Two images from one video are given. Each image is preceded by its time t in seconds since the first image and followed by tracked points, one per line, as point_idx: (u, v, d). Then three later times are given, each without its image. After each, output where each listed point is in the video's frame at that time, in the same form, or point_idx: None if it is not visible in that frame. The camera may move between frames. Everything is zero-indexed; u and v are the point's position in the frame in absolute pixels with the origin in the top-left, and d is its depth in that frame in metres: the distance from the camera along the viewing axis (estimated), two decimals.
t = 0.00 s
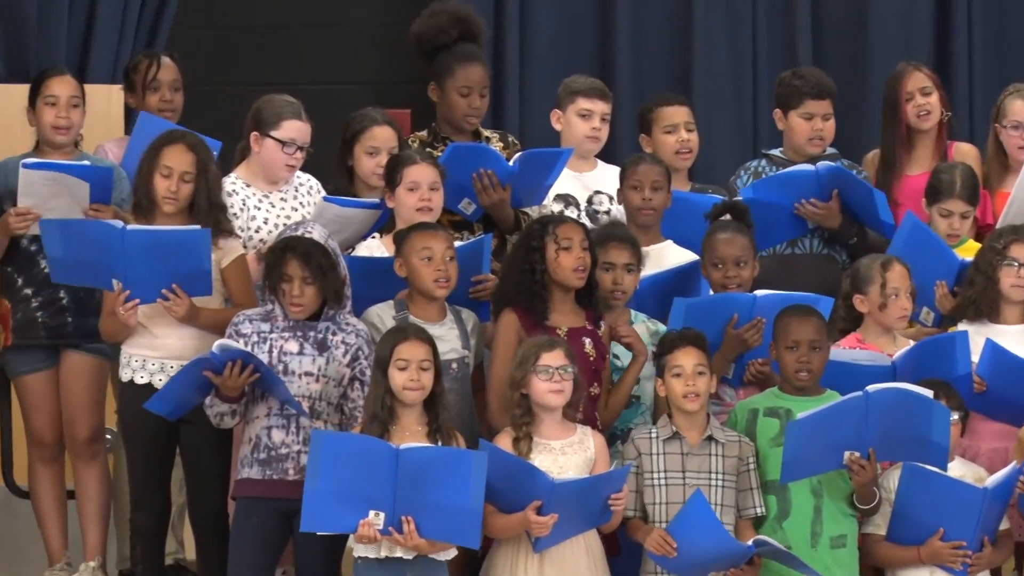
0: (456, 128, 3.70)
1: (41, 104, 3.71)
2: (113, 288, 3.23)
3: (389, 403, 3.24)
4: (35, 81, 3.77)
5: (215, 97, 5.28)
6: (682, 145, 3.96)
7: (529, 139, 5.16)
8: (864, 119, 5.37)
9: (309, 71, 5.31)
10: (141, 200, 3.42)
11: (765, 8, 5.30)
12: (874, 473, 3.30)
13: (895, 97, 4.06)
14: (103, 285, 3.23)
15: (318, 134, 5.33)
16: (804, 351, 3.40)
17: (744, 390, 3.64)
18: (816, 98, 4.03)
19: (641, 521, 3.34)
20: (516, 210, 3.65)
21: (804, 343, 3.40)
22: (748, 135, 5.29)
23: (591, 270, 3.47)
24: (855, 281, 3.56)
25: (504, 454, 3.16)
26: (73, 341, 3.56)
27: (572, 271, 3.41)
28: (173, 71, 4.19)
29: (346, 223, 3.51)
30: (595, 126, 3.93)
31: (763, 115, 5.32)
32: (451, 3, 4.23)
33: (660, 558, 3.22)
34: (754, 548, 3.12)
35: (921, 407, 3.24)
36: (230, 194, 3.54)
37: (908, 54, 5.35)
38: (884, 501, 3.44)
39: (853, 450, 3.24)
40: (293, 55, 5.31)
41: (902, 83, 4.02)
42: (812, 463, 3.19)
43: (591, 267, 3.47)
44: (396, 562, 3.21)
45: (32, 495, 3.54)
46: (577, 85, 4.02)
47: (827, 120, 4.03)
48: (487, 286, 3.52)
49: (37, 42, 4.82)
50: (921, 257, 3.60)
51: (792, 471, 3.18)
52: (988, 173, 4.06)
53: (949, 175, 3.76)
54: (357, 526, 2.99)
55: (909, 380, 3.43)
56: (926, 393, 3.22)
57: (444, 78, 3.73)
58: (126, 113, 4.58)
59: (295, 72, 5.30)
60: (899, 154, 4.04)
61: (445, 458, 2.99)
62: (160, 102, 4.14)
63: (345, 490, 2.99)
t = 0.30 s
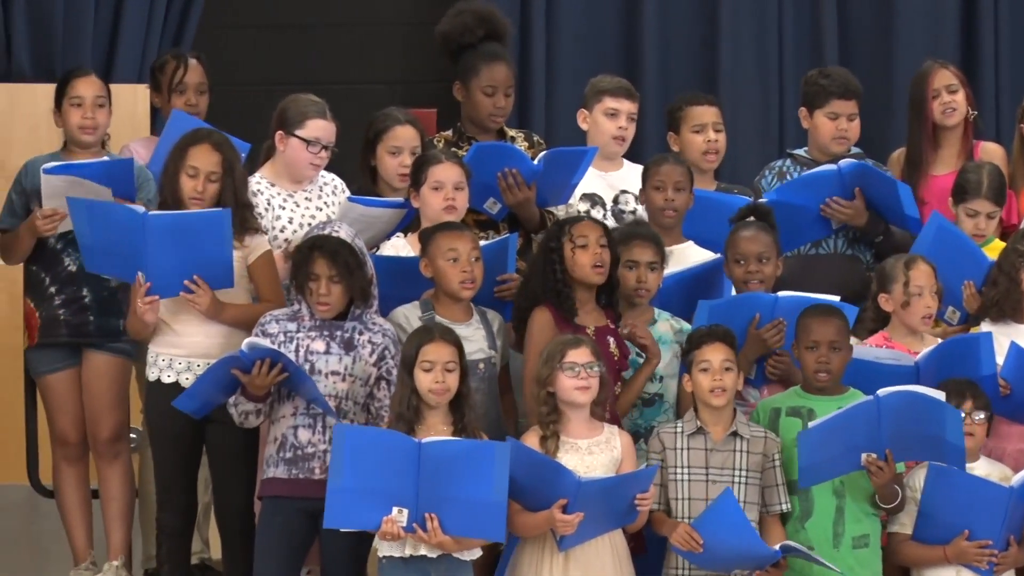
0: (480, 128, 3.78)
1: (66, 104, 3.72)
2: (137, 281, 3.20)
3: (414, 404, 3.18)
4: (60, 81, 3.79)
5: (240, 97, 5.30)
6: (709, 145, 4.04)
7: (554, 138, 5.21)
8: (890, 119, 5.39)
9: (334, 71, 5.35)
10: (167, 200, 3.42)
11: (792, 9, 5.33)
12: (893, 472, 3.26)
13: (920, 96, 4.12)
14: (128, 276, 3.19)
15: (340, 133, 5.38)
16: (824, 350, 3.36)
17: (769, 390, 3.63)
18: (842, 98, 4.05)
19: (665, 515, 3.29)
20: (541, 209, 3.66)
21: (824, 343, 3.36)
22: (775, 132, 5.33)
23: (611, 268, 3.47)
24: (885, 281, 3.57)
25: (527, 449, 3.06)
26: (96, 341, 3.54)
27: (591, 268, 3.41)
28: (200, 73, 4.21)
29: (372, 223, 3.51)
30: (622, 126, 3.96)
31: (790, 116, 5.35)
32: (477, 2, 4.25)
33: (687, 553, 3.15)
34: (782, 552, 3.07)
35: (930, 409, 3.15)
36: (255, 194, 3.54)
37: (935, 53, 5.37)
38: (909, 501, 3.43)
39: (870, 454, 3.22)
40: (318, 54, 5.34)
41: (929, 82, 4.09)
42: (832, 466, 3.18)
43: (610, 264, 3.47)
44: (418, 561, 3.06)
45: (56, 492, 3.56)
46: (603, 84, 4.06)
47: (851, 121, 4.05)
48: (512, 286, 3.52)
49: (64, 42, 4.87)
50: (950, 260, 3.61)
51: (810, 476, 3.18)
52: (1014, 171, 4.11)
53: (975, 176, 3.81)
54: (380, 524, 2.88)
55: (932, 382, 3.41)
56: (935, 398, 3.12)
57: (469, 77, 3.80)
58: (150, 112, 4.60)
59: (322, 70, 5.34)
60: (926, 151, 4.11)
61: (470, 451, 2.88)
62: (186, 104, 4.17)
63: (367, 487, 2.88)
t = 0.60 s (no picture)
0: (498, 129, 3.80)
1: (84, 103, 3.74)
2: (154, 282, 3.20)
3: (432, 405, 3.11)
4: (78, 81, 3.80)
5: (256, 96, 5.32)
6: (728, 145, 4.05)
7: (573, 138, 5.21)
8: (908, 120, 5.40)
9: (350, 71, 5.35)
10: (181, 199, 3.42)
11: (810, 10, 5.35)
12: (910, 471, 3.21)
13: (938, 96, 4.15)
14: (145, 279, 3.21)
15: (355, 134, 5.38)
16: (834, 349, 3.35)
17: (786, 389, 3.61)
18: (857, 124, 4.02)
19: (683, 515, 3.25)
20: (558, 209, 3.67)
21: (835, 342, 3.35)
22: (793, 132, 5.34)
23: (624, 270, 3.45)
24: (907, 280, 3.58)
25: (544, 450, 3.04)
26: (116, 342, 3.54)
27: (601, 273, 3.39)
28: (219, 74, 4.23)
29: (388, 223, 3.51)
30: (638, 126, 3.99)
31: (807, 117, 5.35)
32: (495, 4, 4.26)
33: (698, 555, 3.11)
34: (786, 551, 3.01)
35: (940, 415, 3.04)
36: (272, 194, 3.55)
37: (953, 54, 5.38)
38: (927, 501, 3.40)
39: (883, 453, 3.17)
40: (333, 54, 5.35)
41: (945, 82, 4.12)
42: (849, 465, 3.16)
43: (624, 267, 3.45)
44: (438, 561, 3.04)
45: (74, 492, 3.57)
46: (620, 84, 4.08)
47: (866, 143, 4.05)
48: (530, 285, 3.50)
49: (82, 41, 4.88)
50: (967, 261, 3.62)
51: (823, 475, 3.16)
52: None
53: (989, 175, 3.83)
54: (400, 520, 2.86)
55: (947, 382, 3.40)
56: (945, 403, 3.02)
57: (486, 78, 3.83)
58: (167, 111, 4.61)
59: (338, 71, 5.35)
60: (940, 150, 4.15)
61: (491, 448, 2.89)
62: (206, 105, 4.18)
63: (389, 483, 2.87)
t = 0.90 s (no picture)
0: (510, 129, 3.81)
1: (96, 102, 3.74)
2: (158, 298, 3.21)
3: (444, 406, 3.11)
4: (88, 81, 3.80)
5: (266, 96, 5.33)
6: (739, 146, 4.05)
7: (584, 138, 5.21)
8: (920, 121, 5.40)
9: (359, 71, 5.35)
10: (190, 204, 3.38)
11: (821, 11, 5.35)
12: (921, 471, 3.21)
13: (951, 96, 4.16)
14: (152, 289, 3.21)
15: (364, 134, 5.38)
16: (840, 349, 3.35)
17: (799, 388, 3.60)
18: (868, 132, 4.08)
19: (693, 514, 3.25)
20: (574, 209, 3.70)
21: (840, 342, 3.35)
22: (804, 133, 5.34)
23: (639, 273, 3.44)
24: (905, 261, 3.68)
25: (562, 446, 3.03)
26: (128, 342, 3.55)
27: (610, 282, 3.38)
28: (229, 74, 4.23)
29: (401, 221, 3.50)
30: (649, 127, 4.00)
31: (818, 118, 5.36)
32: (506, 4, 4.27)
33: (708, 551, 3.10)
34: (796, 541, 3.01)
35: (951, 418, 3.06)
36: (285, 195, 3.54)
37: (965, 54, 5.38)
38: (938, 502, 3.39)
39: (893, 458, 3.16)
40: (342, 55, 5.35)
41: (958, 83, 4.13)
42: (862, 470, 3.14)
43: (637, 275, 3.45)
44: (451, 561, 3.02)
45: (86, 493, 3.57)
46: (630, 85, 4.09)
47: (878, 149, 4.12)
48: (544, 285, 3.50)
49: (93, 41, 4.88)
50: (979, 259, 3.64)
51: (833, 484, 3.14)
52: None
53: (1001, 166, 3.87)
54: (413, 517, 2.87)
55: (955, 384, 3.40)
56: (957, 404, 3.05)
57: (499, 79, 3.83)
58: (180, 110, 4.61)
59: (347, 71, 5.35)
60: (955, 151, 4.16)
61: (509, 450, 2.87)
62: (211, 105, 4.20)
63: (404, 480, 2.87)
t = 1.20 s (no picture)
0: (515, 129, 3.81)
1: (99, 103, 3.74)
2: (164, 297, 3.18)
3: (453, 403, 3.11)
4: (92, 80, 3.80)
5: (269, 96, 5.33)
6: (743, 146, 4.05)
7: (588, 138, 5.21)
8: (924, 121, 5.40)
9: (363, 72, 5.35)
10: (194, 204, 3.38)
11: (825, 11, 5.35)
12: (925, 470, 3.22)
13: (956, 94, 4.17)
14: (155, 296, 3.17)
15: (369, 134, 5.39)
16: (843, 349, 3.35)
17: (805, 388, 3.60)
18: (879, 127, 4.15)
19: (699, 518, 3.23)
20: (578, 209, 3.70)
21: (843, 341, 3.34)
22: (808, 132, 5.34)
23: (645, 276, 3.43)
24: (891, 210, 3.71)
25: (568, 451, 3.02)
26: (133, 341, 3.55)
27: (622, 282, 3.38)
28: (233, 71, 4.23)
29: (405, 220, 3.50)
30: (654, 126, 3.99)
31: (822, 117, 5.36)
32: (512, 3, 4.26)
33: (714, 556, 3.10)
34: (803, 541, 3.00)
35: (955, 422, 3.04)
36: (289, 195, 3.54)
37: (970, 53, 5.38)
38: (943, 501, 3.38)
39: (898, 456, 3.18)
40: (347, 55, 5.35)
41: (963, 81, 4.14)
42: (866, 471, 3.15)
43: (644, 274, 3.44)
44: (454, 561, 3.02)
45: (91, 492, 3.57)
46: (636, 84, 4.08)
47: (886, 148, 4.18)
48: (547, 284, 3.49)
49: (98, 41, 4.88)
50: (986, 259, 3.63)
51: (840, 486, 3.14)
52: None
53: (1007, 165, 3.87)
54: (423, 508, 2.84)
55: (960, 383, 3.41)
56: (959, 409, 3.02)
57: (504, 78, 3.82)
58: (185, 109, 4.61)
59: (351, 72, 5.35)
60: (961, 150, 4.15)
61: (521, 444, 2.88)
62: (214, 102, 4.19)
63: (416, 469, 2.85)
